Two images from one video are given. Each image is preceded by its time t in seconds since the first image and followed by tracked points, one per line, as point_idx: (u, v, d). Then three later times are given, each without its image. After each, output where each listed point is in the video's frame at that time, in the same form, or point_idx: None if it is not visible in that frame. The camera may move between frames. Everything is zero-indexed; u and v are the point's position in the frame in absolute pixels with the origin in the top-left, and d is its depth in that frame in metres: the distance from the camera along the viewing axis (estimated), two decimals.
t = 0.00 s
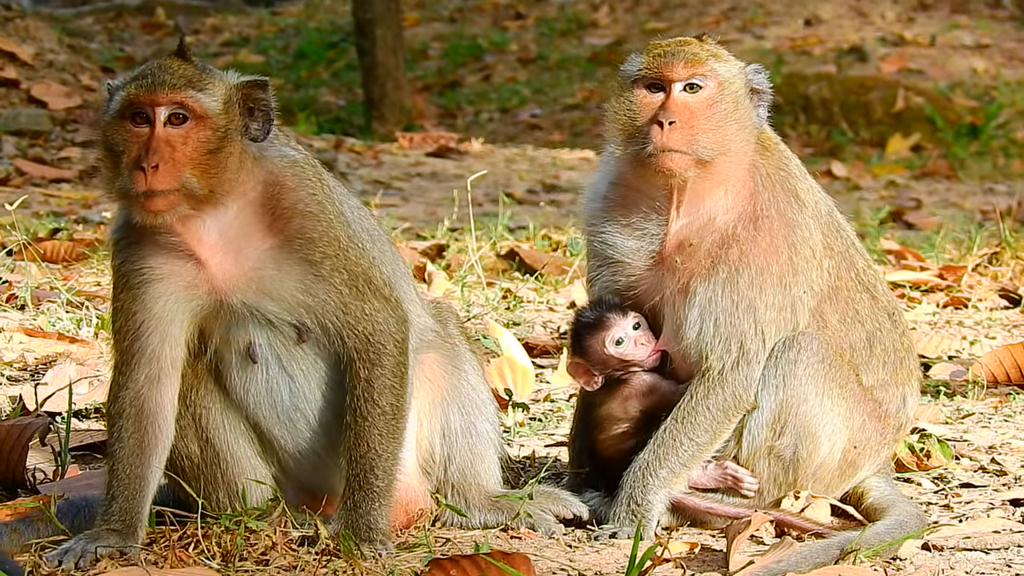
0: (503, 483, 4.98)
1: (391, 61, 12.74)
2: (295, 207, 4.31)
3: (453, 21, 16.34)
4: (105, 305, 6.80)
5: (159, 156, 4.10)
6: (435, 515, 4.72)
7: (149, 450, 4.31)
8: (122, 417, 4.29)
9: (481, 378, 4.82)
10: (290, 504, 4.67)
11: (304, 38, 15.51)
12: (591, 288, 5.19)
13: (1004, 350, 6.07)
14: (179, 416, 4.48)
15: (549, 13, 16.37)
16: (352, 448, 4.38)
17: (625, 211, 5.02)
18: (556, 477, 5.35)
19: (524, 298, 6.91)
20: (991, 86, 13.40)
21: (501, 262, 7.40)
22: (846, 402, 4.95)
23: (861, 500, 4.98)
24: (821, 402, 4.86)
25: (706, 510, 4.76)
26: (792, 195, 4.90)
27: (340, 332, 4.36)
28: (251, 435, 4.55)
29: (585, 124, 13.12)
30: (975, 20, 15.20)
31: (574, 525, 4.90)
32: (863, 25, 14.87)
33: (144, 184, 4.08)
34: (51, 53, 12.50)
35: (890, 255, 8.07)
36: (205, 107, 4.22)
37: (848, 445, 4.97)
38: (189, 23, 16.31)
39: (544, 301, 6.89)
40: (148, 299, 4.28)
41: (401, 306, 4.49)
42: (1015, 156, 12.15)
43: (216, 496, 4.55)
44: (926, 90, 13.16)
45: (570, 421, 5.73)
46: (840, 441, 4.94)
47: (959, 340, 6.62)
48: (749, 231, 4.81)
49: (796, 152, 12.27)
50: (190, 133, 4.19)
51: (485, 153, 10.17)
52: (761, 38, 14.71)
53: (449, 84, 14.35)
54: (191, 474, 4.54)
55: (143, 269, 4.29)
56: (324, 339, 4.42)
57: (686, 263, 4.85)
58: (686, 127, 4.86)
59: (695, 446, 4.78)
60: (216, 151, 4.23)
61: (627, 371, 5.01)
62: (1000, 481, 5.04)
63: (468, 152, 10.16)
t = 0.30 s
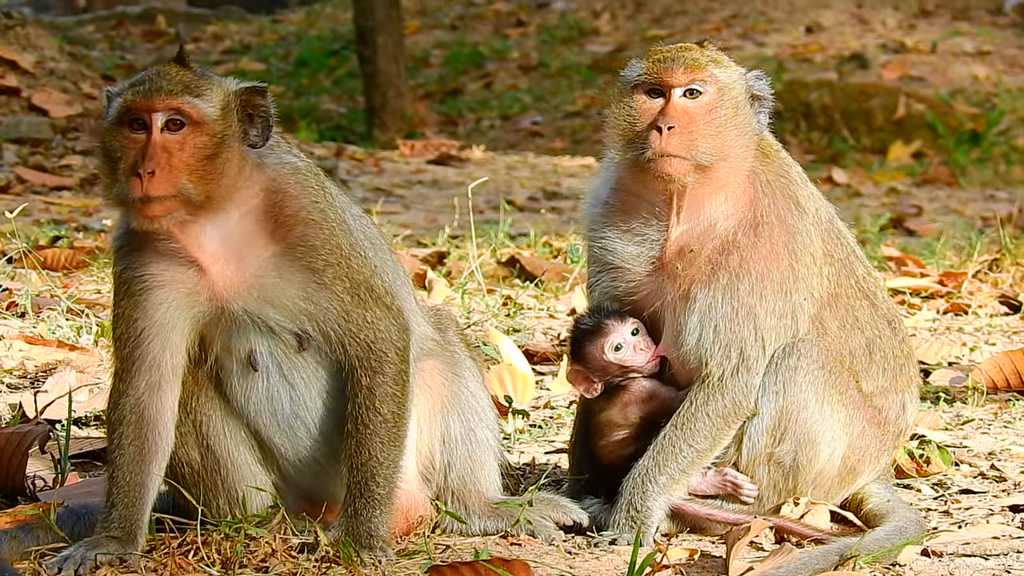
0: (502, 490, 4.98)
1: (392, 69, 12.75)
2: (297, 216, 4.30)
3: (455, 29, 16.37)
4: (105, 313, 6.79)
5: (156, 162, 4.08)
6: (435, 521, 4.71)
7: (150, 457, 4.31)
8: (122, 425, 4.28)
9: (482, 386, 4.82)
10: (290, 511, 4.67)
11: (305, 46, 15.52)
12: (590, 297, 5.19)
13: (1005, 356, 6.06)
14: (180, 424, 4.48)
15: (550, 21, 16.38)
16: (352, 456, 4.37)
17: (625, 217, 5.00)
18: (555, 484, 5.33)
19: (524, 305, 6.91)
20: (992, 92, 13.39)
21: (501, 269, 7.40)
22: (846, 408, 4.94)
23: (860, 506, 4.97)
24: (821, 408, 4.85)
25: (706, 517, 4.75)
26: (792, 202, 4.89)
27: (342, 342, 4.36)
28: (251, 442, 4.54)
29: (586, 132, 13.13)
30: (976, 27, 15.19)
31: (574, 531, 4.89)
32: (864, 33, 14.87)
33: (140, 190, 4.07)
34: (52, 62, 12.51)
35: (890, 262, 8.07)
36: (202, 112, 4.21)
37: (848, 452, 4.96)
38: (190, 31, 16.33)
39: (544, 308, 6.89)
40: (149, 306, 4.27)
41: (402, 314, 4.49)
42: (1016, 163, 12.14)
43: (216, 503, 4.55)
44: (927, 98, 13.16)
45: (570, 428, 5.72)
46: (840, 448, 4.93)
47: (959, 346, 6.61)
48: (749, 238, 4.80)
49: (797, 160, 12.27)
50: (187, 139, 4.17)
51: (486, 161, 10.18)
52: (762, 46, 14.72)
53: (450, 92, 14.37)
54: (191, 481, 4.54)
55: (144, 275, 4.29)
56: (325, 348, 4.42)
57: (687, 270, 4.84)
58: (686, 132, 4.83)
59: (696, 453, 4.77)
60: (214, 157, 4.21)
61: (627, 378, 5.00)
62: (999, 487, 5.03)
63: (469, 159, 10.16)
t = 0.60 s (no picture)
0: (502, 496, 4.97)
1: (393, 75, 12.76)
2: (288, 222, 4.30)
3: (456, 35, 16.39)
4: (105, 319, 6.80)
5: (134, 173, 4.09)
6: (434, 528, 4.70)
7: (149, 464, 4.30)
8: (120, 432, 4.28)
9: (483, 393, 4.82)
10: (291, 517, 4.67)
11: (306, 52, 15.54)
12: (591, 304, 5.19)
13: (1005, 363, 6.06)
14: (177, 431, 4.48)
15: (551, 27, 16.40)
16: (350, 463, 4.37)
17: (624, 225, 5.01)
18: (555, 491, 5.33)
19: (525, 312, 6.91)
20: (993, 99, 13.39)
21: (502, 275, 7.40)
22: (846, 415, 4.93)
23: (860, 512, 4.97)
24: (821, 415, 4.85)
25: (706, 523, 4.75)
26: (791, 207, 4.88)
27: (336, 347, 4.36)
28: (249, 448, 4.54)
29: (586, 138, 13.13)
30: (977, 33, 15.19)
31: (574, 538, 4.89)
32: (864, 39, 14.88)
33: (119, 202, 4.08)
34: (52, 68, 12.52)
35: (891, 268, 8.06)
36: (182, 123, 4.20)
37: (848, 459, 4.95)
38: (191, 37, 16.36)
39: (544, 314, 6.89)
40: (143, 314, 4.27)
41: (396, 318, 4.48)
42: (1016, 169, 12.14)
43: (216, 509, 4.55)
44: (928, 104, 13.16)
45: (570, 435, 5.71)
46: (840, 455, 4.92)
47: (959, 353, 6.61)
48: (747, 243, 4.80)
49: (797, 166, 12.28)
50: (167, 150, 4.17)
51: (486, 167, 10.19)
52: (763, 52, 14.73)
53: (451, 98, 14.38)
54: (190, 488, 4.53)
55: (138, 284, 4.28)
56: (319, 353, 4.42)
57: (686, 276, 4.84)
58: (678, 138, 4.84)
59: (695, 459, 4.76)
60: (192, 168, 4.21)
61: (627, 385, 4.99)
62: (999, 494, 5.02)
63: (470, 165, 10.17)
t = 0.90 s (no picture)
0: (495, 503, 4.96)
1: (386, 82, 12.75)
2: (283, 229, 4.29)
3: (448, 42, 16.41)
4: (98, 326, 6.78)
5: (123, 177, 4.06)
6: (427, 535, 4.68)
7: (141, 471, 4.29)
8: (112, 439, 4.27)
9: (476, 400, 4.80)
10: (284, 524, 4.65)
11: (298, 59, 15.54)
12: (585, 308, 5.17)
13: (998, 370, 6.06)
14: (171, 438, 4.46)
15: (544, 34, 16.41)
16: (343, 469, 4.36)
17: (614, 232, 5.01)
18: (547, 497, 5.31)
19: (517, 318, 6.90)
20: (986, 105, 13.41)
21: (494, 282, 7.40)
22: (837, 422, 4.92)
23: (853, 519, 4.96)
24: (813, 421, 4.84)
25: (699, 530, 4.74)
26: (777, 211, 4.89)
27: (331, 354, 4.35)
28: (242, 455, 4.52)
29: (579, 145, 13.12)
30: (970, 40, 15.21)
31: (567, 545, 4.88)
32: (857, 46, 14.90)
33: (108, 205, 4.05)
34: (45, 74, 12.51)
35: (884, 275, 8.06)
36: (171, 127, 4.18)
37: (840, 465, 4.94)
38: (183, 44, 16.36)
39: (537, 321, 6.88)
40: (137, 321, 4.25)
41: (391, 325, 4.47)
42: (1009, 176, 12.16)
43: (208, 517, 4.53)
44: (921, 111, 13.17)
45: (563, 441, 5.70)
46: (832, 461, 4.91)
47: (952, 360, 6.61)
48: (733, 247, 4.80)
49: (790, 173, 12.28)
50: (156, 154, 4.15)
51: (479, 174, 10.19)
52: (756, 59, 14.74)
53: (444, 105, 14.39)
54: (183, 495, 4.52)
55: (131, 291, 4.27)
56: (314, 360, 4.40)
57: (673, 279, 4.84)
58: (652, 144, 4.84)
59: (687, 465, 4.75)
60: (182, 173, 4.19)
61: (619, 391, 4.98)
62: (992, 500, 5.02)
63: (463, 172, 10.16)
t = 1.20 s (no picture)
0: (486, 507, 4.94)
1: (377, 86, 12.74)
2: (274, 232, 4.26)
3: (439, 46, 16.47)
4: (89, 330, 6.76)
5: (108, 182, 4.06)
6: (418, 539, 4.68)
7: (133, 475, 4.26)
8: (104, 443, 4.24)
9: (467, 404, 4.79)
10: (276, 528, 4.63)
11: (289, 64, 15.53)
12: (577, 312, 5.16)
13: (989, 373, 6.04)
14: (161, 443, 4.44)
15: (535, 38, 16.41)
16: (335, 473, 4.33)
17: (612, 235, 5.00)
18: (538, 501, 5.29)
19: (508, 322, 6.89)
20: (977, 109, 13.42)
21: (485, 286, 7.39)
22: (830, 425, 4.91)
23: (844, 522, 4.95)
24: (805, 425, 4.83)
25: (689, 534, 4.72)
26: (775, 217, 4.87)
27: (322, 357, 4.33)
28: (233, 459, 4.50)
29: (571, 148, 13.12)
30: (960, 43, 15.23)
31: (558, 548, 4.85)
32: (847, 49, 14.91)
33: (93, 211, 4.05)
34: (36, 79, 12.49)
35: (875, 279, 8.06)
36: (157, 131, 4.17)
37: (831, 469, 4.92)
38: (174, 49, 16.35)
39: (528, 325, 6.87)
40: (128, 325, 4.23)
41: (382, 329, 4.46)
42: (1000, 179, 12.17)
43: (200, 521, 4.51)
44: (912, 114, 13.19)
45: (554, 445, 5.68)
46: (824, 465, 4.89)
47: (943, 363, 6.61)
48: (732, 252, 4.78)
49: (781, 176, 12.29)
50: (142, 159, 4.13)
51: (470, 178, 10.19)
52: (747, 63, 14.76)
53: (435, 110, 14.40)
54: (175, 500, 4.49)
55: (122, 295, 4.25)
56: (306, 365, 4.38)
57: (670, 284, 4.83)
58: (664, 147, 4.84)
59: (679, 469, 4.74)
60: (167, 177, 4.17)
61: (611, 394, 4.96)
62: (983, 503, 5.01)
63: (454, 176, 10.16)
